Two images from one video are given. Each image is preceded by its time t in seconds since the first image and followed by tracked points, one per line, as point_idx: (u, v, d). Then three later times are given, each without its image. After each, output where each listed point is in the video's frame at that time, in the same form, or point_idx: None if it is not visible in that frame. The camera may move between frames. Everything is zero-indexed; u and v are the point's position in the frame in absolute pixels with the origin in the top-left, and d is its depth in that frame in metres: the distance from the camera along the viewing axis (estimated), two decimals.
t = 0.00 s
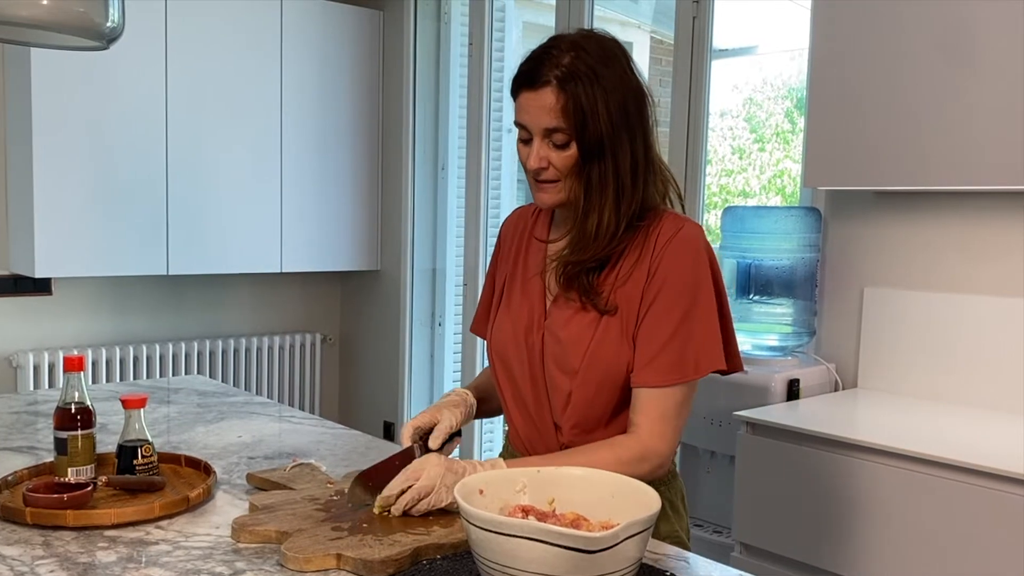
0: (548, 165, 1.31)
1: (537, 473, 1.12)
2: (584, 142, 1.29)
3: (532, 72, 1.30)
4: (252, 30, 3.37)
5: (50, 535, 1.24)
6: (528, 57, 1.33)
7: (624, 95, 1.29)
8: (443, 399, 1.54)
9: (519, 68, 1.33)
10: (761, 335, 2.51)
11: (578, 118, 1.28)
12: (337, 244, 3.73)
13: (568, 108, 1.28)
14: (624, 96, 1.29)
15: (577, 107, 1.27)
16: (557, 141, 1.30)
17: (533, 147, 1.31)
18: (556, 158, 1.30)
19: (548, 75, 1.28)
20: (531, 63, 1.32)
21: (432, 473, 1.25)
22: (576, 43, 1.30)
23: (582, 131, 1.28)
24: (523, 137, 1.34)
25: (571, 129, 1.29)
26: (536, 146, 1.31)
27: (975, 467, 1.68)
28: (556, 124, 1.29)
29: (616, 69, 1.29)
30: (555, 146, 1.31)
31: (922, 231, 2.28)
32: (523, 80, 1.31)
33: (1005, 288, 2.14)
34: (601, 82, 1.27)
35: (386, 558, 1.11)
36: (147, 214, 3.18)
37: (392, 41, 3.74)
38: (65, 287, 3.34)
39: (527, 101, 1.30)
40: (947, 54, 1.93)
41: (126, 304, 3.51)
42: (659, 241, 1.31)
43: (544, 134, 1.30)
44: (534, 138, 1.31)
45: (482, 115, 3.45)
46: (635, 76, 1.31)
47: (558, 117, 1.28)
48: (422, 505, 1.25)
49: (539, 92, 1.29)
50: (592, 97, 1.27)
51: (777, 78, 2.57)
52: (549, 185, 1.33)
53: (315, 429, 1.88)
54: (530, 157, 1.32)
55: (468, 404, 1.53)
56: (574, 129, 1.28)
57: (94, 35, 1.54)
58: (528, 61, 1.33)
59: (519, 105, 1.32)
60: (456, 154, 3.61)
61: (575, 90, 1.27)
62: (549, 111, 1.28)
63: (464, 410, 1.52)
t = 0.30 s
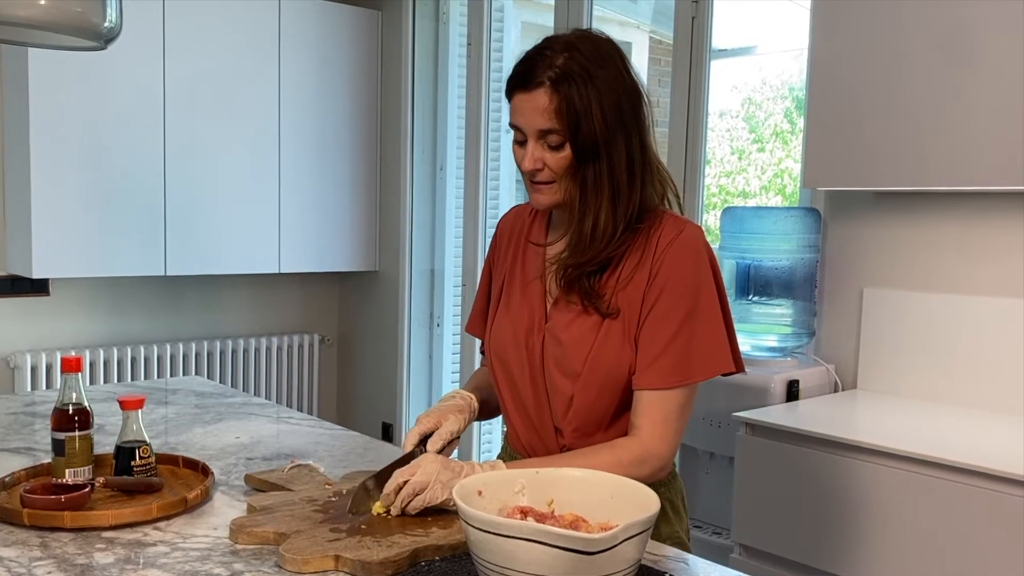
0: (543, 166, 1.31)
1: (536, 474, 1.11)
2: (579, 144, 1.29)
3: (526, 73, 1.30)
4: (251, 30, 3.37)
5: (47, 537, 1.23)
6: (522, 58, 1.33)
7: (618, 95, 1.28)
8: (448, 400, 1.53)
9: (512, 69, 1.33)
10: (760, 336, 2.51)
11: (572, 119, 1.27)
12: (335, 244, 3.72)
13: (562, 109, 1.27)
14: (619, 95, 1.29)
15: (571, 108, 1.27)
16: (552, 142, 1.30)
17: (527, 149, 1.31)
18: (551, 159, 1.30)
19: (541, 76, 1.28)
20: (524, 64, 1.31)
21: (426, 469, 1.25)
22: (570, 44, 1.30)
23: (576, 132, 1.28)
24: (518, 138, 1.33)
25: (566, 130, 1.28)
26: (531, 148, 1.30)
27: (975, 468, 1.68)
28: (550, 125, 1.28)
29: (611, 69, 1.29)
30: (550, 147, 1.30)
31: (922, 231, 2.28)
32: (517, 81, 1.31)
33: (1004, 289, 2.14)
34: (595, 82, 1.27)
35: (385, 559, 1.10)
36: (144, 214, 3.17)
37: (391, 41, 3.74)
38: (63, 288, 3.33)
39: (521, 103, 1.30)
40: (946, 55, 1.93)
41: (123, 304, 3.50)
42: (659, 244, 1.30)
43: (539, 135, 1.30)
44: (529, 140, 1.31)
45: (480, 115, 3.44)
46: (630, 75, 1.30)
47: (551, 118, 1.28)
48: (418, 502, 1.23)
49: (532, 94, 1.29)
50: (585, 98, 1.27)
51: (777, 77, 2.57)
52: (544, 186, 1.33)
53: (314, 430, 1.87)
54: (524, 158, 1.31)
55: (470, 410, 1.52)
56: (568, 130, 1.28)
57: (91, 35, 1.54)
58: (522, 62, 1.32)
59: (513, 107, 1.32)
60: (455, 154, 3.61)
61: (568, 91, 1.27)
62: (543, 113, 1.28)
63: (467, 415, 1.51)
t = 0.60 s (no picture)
0: (539, 167, 1.31)
1: (535, 476, 1.11)
2: (575, 145, 1.28)
3: (522, 74, 1.30)
4: (250, 30, 3.37)
5: (45, 538, 1.22)
6: (518, 58, 1.32)
7: (614, 95, 1.28)
8: (453, 403, 1.53)
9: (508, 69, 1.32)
10: (759, 336, 2.51)
11: (568, 120, 1.27)
12: (334, 245, 3.72)
13: (557, 109, 1.27)
14: (615, 96, 1.28)
15: (566, 108, 1.26)
16: (547, 143, 1.29)
17: (523, 150, 1.31)
18: (546, 160, 1.30)
19: (537, 76, 1.28)
20: (521, 65, 1.31)
21: (420, 469, 1.24)
22: (566, 44, 1.29)
23: (572, 133, 1.27)
24: (515, 139, 1.33)
25: (561, 131, 1.28)
26: (526, 149, 1.31)
27: (975, 470, 1.68)
28: (545, 125, 1.28)
29: (607, 69, 1.28)
30: (545, 147, 1.30)
31: (921, 232, 2.28)
32: (512, 81, 1.31)
33: (1003, 290, 2.15)
34: (591, 82, 1.26)
35: (383, 560, 1.10)
36: (143, 215, 3.17)
37: (389, 41, 3.73)
38: (60, 288, 3.32)
39: (517, 103, 1.30)
40: (944, 56, 1.93)
41: (121, 305, 3.49)
42: (657, 246, 1.30)
43: (534, 136, 1.30)
44: (525, 140, 1.31)
45: (479, 115, 3.44)
46: (626, 75, 1.30)
47: (547, 118, 1.28)
48: (412, 503, 1.23)
49: (528, 94, 1.28)
50: (581, 98, 1.26)
51: (777, 77, 2.57)
52: (539, 187, 1.33)
53: (313, 432, 1.87)
54: (520, 159, 1.32)
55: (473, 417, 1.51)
56: (563, 130, 1.27)
57: (89, 35, 1.53)
58: (518, 62, 1.32)
59: (509, 107, 1.31)
60: (453, 155, 3.61)
61: (564, 91, 1.26)
62: (538, 113, 1.28)
63: (471, 421, 1.50)
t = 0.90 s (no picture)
0: (538, 167, 1.30)
1: (534, 476, 1.10)
2: (575, 144, 1.27)
3: (520, 73, 1.29)
4: (248, 30, 3.37)
5: (42, 540, 1.22)
6: (516, 57, 1.32)
7: (613, 95, 1.27)
8: (451, 418, 1.49)
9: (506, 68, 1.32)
10: (759, 337, 2.51)
11: (568, 119, 1.26)
12: (332, 245, 3.71)
13: (557, 108, 1.26)
14: (614, 95, 1.28)
15: (566, 108, 1.26)
16: (547, 142, 1.29)
17: (522, 149, 1.30)
18: (546, 160, 1.29)
19: (537, 75, 1.27)
20: (519, 64, 1.30)
21: (419, 473, 1.24)
22: (564, 43, 1.29)
23: (572, 132, 1.27)
24: (513, 139, 1.32)
25: (561, 131, 1.27)
26: (525, 149, 1.30)
27: (974, 471, 1.67)
28: (545, 125, 1.27)
29: (606, 69, 1.28)
30: (545, 147, 1.29)
31: (920, 233, 2.28)
32: (511, 80, 1.30)
33: (1002, 291, 2.15)
34: (590, 81, 1.26)
35: (382, 563, 1.09)
36: (141, 216, 3.16)
37: (387, 41, 3.73)
38: (58, 289, 3.32)
39: (516, 101, 1.29)
40: (944, 57, 1.93)
41: (119, 305, 3.48)
42: (657, 246, 1.30)
43: (534, 135, 1.29)
44: (524, 140, 1.30)
45: (478, 115, 3.44)
46: (624, 74, 1.29)
47: (547, 118, 1.27)
48: (411, 505, 1.23)
49: (527, 93, 1.28)
50: (581, 98, 1.26)
51: (776, 77, 2.57)
52: (537, 188, 1.32)
53: (311, 433, 1.86)
54: (519, 159, 1.31)
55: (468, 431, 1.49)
56: (563, 130, 1.27)
57: (86, 35, 1.53)
58: (516, 61, 1.31)
59: (507, 106, 1.31)
60: (452, 155, 3.61)
61: (564, 91, 1.25)
62: (538, 112, 1.27)
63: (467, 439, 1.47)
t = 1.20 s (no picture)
0: (545, 164, 1.29)
1: (533, 477, 1.10)
2: (583, 142, 1.28)
3: (531, 70, 1.29)
4: (247, 30, 3.36)
5: (39, 541, 1.21)
6: (526, 54, 1.31)
7: (622, 95, 1.28)
8: (425, 418, 1.48)
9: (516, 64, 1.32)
10: (757, 338, 2.51)
11: (576, 117, 1.26)
12: (330, 246, 3.71)
13: (567, 106, 1.26)
14: (622, 95, 1.28)
15: (576, 106, 1.26)
16: (554, 140, 1.28)
17: (529, 146, 1.30)
18: (553, 157, 1.29)
19: (547, 72, 1.27)
20: (529, 61, 1.30)
21: (426, 474, 1.24)
22: (576, 41, 1.29)
23: (580, 130, 1.27)
24: (520, 135, 1.32)
25: (569, 128, 1.27)
26: (533, 145, 1.29)
27: (974, 472, 1.67)
28: (554, 122, 1.27)
29: (615, 68, 1.28)
30: (552, 145, 1.29)
31: (919, 233, 2.28)
32: (520, 77, 1.30)
33: (1002, 292, 2.14)
34: (601, 80, 1.26)
35: (381, 564, 1.09)
36: (139, 216, 3.16)
37: (386, 41, 3.72)
38: (55, 289, 3.31)
39: (525, 98, 1.29)
40: (943, 59, 1.93)
41: (116, 306, 3.47)
42: (661, 247, 1.29)
43: (541, 132, 1.28)
44: (531, 137, 1.29)
45: (477, 115, 3.43)
46: (633, 75, 1.30)
47: (556, 115, 1.27)
48: (416, 506, 1.23)
49: (537, 89, 1.27)
50: (590, 96, 1.26)
51: (775, 77, 2.57)
52: (543, 184, 1.32)
53: (309, 434, 1.86)
54: (526, 155, 1.30)
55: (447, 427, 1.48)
56: (572, 127, 1.27)
57: (84, 35, 1.52)
58: (526, 58, 1.31)
59: (516, 102, 1.30)
60: (450, 155, 3.61)
61: (574, 89, 1.26)
62: (548, 109, 1.26)
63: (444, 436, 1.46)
